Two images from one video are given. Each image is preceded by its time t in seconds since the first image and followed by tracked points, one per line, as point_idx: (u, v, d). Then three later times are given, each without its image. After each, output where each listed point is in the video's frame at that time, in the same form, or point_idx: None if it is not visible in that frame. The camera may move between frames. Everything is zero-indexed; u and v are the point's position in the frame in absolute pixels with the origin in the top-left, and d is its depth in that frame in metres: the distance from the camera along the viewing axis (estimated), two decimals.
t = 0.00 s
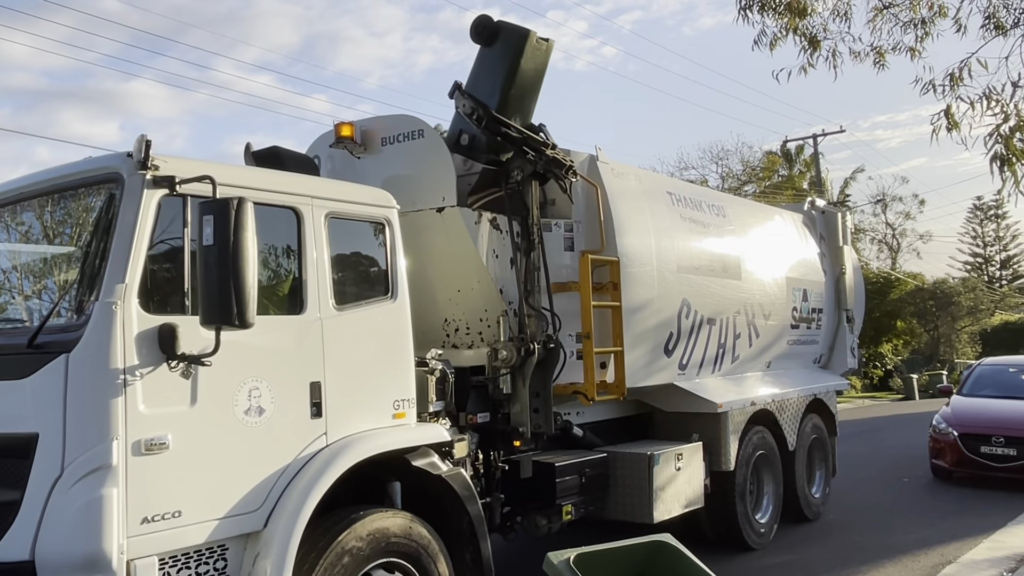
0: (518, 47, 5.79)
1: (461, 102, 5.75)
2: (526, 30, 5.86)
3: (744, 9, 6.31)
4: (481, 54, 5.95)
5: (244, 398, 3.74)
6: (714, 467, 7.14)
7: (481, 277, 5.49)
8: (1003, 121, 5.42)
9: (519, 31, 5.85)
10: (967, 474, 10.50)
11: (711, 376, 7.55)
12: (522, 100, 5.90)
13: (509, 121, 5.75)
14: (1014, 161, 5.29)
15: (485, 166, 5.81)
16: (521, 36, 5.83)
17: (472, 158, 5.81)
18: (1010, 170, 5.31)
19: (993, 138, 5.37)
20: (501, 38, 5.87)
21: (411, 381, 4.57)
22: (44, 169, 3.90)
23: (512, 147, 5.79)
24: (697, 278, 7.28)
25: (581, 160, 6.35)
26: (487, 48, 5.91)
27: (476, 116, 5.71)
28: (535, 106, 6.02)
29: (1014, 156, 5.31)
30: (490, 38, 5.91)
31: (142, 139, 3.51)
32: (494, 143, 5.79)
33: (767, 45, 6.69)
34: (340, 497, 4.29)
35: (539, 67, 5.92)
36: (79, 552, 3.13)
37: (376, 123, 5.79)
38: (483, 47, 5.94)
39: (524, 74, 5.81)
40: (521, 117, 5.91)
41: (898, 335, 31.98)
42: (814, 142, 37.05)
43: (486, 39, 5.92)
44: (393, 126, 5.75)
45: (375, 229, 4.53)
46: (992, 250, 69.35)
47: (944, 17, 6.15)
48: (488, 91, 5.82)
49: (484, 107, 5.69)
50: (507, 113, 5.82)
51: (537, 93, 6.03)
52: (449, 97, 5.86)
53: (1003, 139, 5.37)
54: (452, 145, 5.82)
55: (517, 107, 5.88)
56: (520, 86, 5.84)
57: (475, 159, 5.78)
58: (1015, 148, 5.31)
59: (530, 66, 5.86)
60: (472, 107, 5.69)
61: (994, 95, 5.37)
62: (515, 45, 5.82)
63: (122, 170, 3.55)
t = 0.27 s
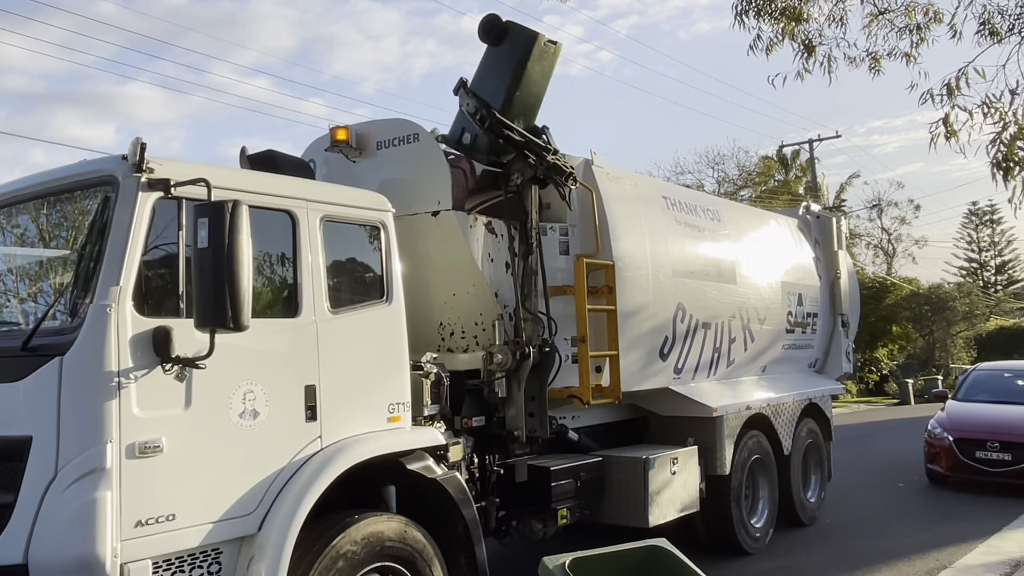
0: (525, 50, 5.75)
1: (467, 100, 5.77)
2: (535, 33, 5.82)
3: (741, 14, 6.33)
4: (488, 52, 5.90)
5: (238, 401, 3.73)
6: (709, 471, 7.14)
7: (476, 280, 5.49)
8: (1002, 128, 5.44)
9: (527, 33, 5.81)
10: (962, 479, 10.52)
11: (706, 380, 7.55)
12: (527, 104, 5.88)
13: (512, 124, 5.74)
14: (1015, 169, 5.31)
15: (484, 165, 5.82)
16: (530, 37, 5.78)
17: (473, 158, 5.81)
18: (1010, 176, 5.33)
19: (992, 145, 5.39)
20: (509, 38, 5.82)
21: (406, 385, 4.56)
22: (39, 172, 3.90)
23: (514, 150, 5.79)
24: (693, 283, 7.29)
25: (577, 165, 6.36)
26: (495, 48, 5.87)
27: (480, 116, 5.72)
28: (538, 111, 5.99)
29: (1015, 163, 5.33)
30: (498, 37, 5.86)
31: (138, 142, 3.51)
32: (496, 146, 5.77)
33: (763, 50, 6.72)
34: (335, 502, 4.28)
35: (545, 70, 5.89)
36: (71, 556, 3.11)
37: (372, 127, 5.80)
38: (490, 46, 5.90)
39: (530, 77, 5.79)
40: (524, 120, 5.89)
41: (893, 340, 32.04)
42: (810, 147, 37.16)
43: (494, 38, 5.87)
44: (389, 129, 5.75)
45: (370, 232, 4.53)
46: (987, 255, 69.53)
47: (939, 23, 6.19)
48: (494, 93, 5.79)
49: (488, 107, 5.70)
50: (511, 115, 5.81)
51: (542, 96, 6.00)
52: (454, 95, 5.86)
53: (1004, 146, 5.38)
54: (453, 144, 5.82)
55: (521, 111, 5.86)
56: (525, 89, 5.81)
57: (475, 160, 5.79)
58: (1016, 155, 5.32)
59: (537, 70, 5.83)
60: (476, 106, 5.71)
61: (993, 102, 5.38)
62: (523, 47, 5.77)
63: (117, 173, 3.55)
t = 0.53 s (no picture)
0: (512, 54, 5.80)
1: (455, 108, 5.79)
2: (521, 38, 5.88)
3: (737, 18, 6.34)
4: (475, 61, 5.96)
5: (234, 404, 3.72)
6: (704, 475, 7.14)
7: (473, 283, 5.50)
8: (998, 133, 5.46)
9: (513, 38, 5.86)
10: (956, 483, 10.54)
11: (702, 384, 7.56)
12: (515, 108, 5.93)
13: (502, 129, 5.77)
14: (1015, 176, 5.32)
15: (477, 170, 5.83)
16: (516, 43, 5.84)
17: (466, 165, 5.83)
18: (1005, 181, 5.34)
19: (992, 151, 5.40)
20: (495, 45, 5.87)
21: (401, 387, 4.56)
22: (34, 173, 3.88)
23: (505, 154, 5.80)
24: (688, 286, 7.30)
25: (573, 167, 6.36)
26: (481, 55, 5.91)
27: (469, 122, 5.74)
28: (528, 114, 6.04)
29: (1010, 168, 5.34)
30: (484, 45, 5.92)
31: (134, 143, 3.50)
32: (487, 151, 5.81)
33: (759, 54, 6.72)
34: (330, 504, 4.28)
35: (532, 74, 5.94)
36: (65, 559, 3.10)
37: (369, 129, 5.80)
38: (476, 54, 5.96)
39: (518, 82, 5.84)
40: (514, 125, 5.93)
41: (887, 343, 32.11)
42: (805, 151, 37.24)
43: (481, 46, 5.92)
44: (385, 132, 5.75)
45: (367, 234, 4.53)
46: (981, 259, 69.76)
47: (935, 28, 6.20)
48: (482, 98, 5.83)
49: (477, 114, 5.74)
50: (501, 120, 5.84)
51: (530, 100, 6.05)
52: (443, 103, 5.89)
53: (1001, 151, 5.39)
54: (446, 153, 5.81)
55: (510, 115, 5.90)
56: (513, 93, 5.85)
57: (467, 166, 5.80)
58: (1012, 159, 5.33)
59: (524, 74, 5.88)
60: (465, 113, 5.74)
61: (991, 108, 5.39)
62: (510, 52, 5.82)
63: (113, 174, 3.54)
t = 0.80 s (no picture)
0: (500, 57, 5.82)
1: (445, 111, 5.77)
2: (509, 39, 5.89)
3: (730, 20, 6.35)
4: (464, 64, 5.97)
5: (226, 404, 3.71)
6: (696, 476, 7.16)
7: (466, 284, 5.50)
8: (988, 135, 5.47)
9: (500, 40, 5.87)
10: (948, 485, 10.58)
11: (695, 385, 7.57)
12: (505, 109, 5.94)
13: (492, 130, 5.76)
14: (1000, 176, 5.33)
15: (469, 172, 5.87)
16: (503, 45, 5.84)
17: (457, 166, 5.90)
18: (995, 183, 5.35)
19: (980, 152, 5.41)
20: (483, 48, 5.89)
21: (394, 387, 4.55)
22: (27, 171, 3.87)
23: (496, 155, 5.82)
24: (682, 287, 7.31)
25: (567, 169, 6.37)
26: (470, 59, 5.93)
27: (460, 125, 5.72)
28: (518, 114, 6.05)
29: (1000, 170, 5.36)
30: (472, 49, 5.92)
31: (127, 142, 3.49)
32: (478, 151, 5.88)
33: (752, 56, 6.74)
34: (323, 504, 4.28)
35: (521, 75, 5.95)
36: (56, 558, 3.09)
37: (363, 129, 5.79)
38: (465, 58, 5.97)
39: (507, 83, 5.84)
40: (504, 125, 5.93)
41: (880, 346, 32.21)
42: (799, 154, 37.35)
43: (469, 49, 5.92)
44: (379, 132, 5.74)
45: (362, 233, 4.53)
46: (973, 262, 70.04)
47: (928, 32, 6.22)
48: (472, 101, 5.84)
49: (467, 116, 5.70)
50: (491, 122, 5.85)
51: (519, 101, 6.06)
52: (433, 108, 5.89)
53: (991, 153, 5.40)
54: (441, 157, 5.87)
55: (500, 116, 5.91)
56: (502, 95, 5.87)
57: (459, 168, 5.88)
58: (1003, 161, 5.35)
59: (513, 75, 5.89)
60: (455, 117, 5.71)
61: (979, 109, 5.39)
62: (497, 55, 5.84)
63: (106, 173, 3.53)
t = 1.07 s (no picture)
0: (492, 57, 5.69)
1: (438, 108, 5.74)
2: (503, 37, 5.75)
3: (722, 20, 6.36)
4: (457, 62, 5.84)
5: (218, 402, 3.70)
6: (687, 475, 7.18)
7: (459, 283, 5.49)
8: (975, 135, 5.49)
9: (494, 39, 5.73)
10: (937, 484, 10.63)
11: (686, 384, 7.59)
12: (498, 107, 5.86)
13: (486, 128, 5.73)
14: (986, 177, 5.36)
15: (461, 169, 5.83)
16: (497, 44, 5.71)
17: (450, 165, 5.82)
18: (981, 184, 5.38)
19: (967, 152, 5.43)
20: (477, 46, 5.74)
21: (386, 385, 4.55)
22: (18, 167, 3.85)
23: (489, 155, 5.77)
24: (674, 287, 7.33)
25: (559, 167, 6.37)
26: (463, 57, 5.79)
27: (452, 123, 5.68)
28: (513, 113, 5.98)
29: (987, 171, 5.38)
30: (466, 47, 5.78)
31: (118, 138, 3.48)
32: (471, 151, 5.76)
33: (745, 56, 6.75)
34: (315, 502, 4.27)
35: (515, 73, 5.83)
36: (46, 556, 3.08)
37: (355, 127, 5.78)
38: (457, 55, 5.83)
39: (501, 83, 5.75)
40: (498, 124, 5.88)
41: (870, 345, 32.34)
42: (791, 154, 37.44)
43: (461, 47, 5.78)
44: (372, 130, 5.74)
45: (355, 231, 4.53)
46: (964, 263, 70.38)
47: (919, 33, 6.24)
48: (465, 100, 5.75)
49: (460, 114, 5.67)
50: (484, 120, 5.79)
51: (514, 99, 5.97)
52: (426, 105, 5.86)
53: (977, 153, 5.42)
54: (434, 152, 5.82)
55: (494, 115, 5.84)
56: (495, 94, 5.77)
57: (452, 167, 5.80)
58: (989, 162, 5.37)
59: (506, 74, 5.77)
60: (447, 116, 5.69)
61: (967, 109, 5.42)
62: (491, 53, 5.70)
63: (96, 170, 3.52)
